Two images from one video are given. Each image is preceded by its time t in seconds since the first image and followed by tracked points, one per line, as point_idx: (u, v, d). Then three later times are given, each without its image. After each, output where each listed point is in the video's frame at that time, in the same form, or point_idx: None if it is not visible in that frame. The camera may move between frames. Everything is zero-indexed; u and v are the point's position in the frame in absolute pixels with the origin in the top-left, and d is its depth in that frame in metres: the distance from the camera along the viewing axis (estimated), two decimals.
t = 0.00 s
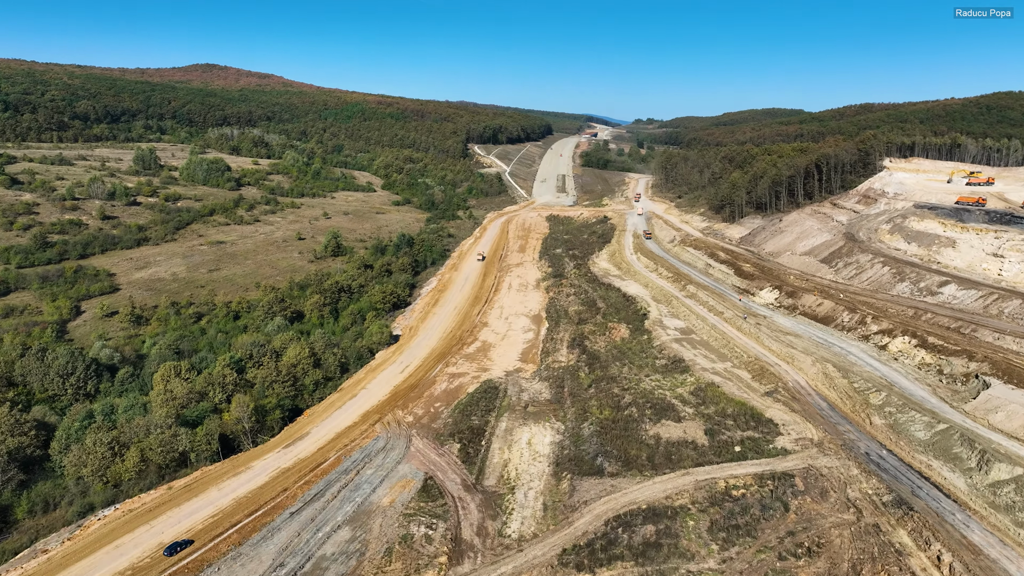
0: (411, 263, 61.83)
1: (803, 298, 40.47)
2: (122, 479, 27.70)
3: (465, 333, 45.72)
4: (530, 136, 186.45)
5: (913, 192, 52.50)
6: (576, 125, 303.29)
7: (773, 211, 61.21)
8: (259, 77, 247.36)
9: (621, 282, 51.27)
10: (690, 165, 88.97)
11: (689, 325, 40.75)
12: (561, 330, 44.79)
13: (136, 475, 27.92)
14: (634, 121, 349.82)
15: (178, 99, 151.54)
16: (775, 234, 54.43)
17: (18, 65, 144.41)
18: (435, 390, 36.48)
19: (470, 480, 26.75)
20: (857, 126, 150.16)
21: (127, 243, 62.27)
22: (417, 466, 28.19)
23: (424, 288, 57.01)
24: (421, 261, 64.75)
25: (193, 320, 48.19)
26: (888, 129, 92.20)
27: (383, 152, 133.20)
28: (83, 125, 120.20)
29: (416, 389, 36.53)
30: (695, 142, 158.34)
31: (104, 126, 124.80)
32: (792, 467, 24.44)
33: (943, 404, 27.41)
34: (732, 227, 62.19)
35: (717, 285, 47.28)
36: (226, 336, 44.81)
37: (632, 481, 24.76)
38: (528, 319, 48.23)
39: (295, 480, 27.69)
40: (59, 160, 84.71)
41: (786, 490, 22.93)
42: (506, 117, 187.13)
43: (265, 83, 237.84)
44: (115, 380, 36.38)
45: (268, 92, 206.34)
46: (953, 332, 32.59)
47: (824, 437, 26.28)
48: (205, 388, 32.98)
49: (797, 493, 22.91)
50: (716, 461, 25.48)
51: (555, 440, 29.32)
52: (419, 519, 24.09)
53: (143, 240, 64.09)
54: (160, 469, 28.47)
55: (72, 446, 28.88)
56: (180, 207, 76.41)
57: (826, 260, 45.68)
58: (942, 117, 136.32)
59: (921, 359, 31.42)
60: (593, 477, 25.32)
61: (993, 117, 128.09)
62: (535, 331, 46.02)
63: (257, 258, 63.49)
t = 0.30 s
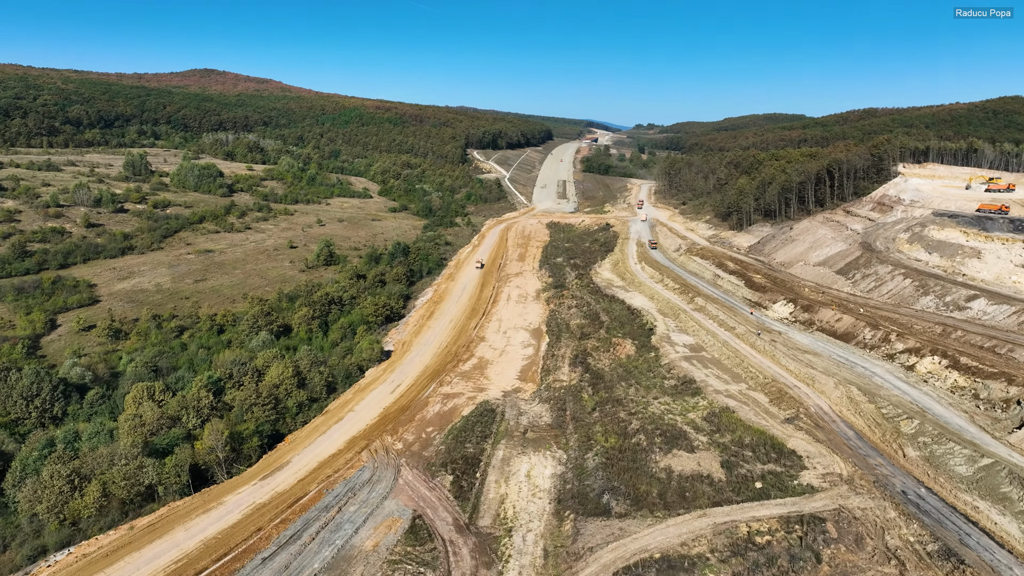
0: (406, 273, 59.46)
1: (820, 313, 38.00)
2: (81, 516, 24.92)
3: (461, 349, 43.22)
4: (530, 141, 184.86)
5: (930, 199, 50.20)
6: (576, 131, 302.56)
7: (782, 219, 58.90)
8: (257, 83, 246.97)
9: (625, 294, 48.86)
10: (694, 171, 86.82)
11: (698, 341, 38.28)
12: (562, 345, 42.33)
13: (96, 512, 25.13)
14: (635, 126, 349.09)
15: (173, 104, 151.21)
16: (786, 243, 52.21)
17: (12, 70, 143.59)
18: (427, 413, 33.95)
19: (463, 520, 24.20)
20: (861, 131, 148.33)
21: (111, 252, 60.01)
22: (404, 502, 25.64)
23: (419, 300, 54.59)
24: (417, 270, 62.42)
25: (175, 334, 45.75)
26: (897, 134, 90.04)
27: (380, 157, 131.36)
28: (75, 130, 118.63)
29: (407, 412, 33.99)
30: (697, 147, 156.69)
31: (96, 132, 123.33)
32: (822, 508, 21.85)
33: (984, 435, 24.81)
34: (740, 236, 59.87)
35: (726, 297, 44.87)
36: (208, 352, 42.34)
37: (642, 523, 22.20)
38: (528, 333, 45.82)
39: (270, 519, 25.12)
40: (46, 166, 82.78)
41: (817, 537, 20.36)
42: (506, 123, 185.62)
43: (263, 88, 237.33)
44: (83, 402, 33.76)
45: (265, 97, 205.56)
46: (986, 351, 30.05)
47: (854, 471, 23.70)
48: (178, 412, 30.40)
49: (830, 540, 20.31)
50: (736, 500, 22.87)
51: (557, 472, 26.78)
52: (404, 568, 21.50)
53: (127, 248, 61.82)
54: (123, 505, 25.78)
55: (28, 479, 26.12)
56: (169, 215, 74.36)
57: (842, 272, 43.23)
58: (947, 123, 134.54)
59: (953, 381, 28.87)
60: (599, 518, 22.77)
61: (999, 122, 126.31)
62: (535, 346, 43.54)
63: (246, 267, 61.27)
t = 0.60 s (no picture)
0: (400, 281, 57.11)
1: (839, 327, 35.53)
2: (30, 559, 21.89)
3: (455, 364, 40.74)
4: (530, 145, 183.07)
5: (949, 205, 47.85)
6: (577, 135, 301.12)
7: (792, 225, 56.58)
8: (255, 86, 245.86)
9: (630, 305, 46.46)
10: (699, 175, 84.58)
11: (709, 357, 35.77)
12: (563, 360, 39.88)
13: (48, 554, 22.20)
14: (635, 130, 347.73)
15: (168, 107, 149.63)
16: (798, 251, 49.90)
17: (5, 74, 142.37)
18: (417, 437, 31.41)
19: (453, 566, 21.60)
20: (866, 134, 146.39)
21: (92, 259, 57.68)
22: (388, 543, 23.03)
23: (413, 310, 52.19)
24: (412, 278, 60.07)
25: (154, 347, 43.29)
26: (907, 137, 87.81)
27: (378, 161, 129.37)
28: (65, 134, 116.89)
29: (395, 436, 31.43)
30: (699, 151, 154.71)
31: (88, 136, 121.67)
32: (859, 557, 19.24)
33: None
34: (748, 243, 57.52)
35: (737, 309, 42.43)
36: (187, 367, 39.80)
37: (655, 573, 19.61)
38: (527, 346, 43.38)
39: (238, 563, 22.52)
40: (32, 170, 80.75)
41: None
42: (506, 126, 183.89)
43: (261, 91, 236.18)
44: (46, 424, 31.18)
45: (262, 101, 204.39)
46: None
47: (892, 511, 21.04)
48: (146, 438, 27.87)
49: None
50: (760, 545, 20.20)
51: (558, 509, 24.22)
52: None
53: (111, 255, 59.52)
54: (77, 545, 22.94)
55: None
56: (157, 220, 72.19)
57: (859, 282, 40.76)
58: (954, 126, 132.52)
59: (992, 405, 26.24)
60: (605, 566, 20.17)
61: (1007, 125, 124.25)
62: (534, 362, 41.03)
63: (234, 276, 58.97)
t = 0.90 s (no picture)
0: (393, 288, 54.67)
1: (861, 340, 33.02)
2: None
3: (449, 378, 38.26)
4: (530, 147, 181.04)
5: (970, 208, 45.44)
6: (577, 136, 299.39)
7: (803, 230, 54.23)
8: (252, 87, 244.26)
9: (634, 314, 44.00)
10: (703, 177, 82.21)
11: (720, 373, 33.27)
12: (564, 375, 37.38)
13: None
14: (636, 132, 346.06)
15: (162, 108, 147.52)
16: (811, 258, 47.48)
17: None
18: (405, 462, 28.88)
19: None
20: (871, 136, 144.40)
21: (72, 264, 55.21)
22: None
23: (406, 318, 49.74)
24: (406, 284, 57.64)
25: (130, 359, 40.72)
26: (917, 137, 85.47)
27: (374, 162, 127.13)
28: (55, 135, 114.69)
29: (381, 462, 28.90)
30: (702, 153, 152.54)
31: (79, 137, 119.63)
32: None
33: None
34: (757, 248, 55.13)
35: (748, 320, 39.96)
36: (162, 381, 37.28)
37: None
38: (526, 359, 40.90)
39: None
40: (16, 171, 78.47)
41: None
42: (505, 127, 181.81)
43: (258, 92, 234.64)
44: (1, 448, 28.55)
45: (259, 102, 202.91)
46: None
47: (939, 559, 18.43)
48: (107, 465, 25.33)
49: None
50: None
51: (558, 551, 21.64)
52: None
53: (92, 260, 57.09)
54: None
55: None
56: (143, 223, 69.81)
57: (879, 291, 38.27)
58: (961, 126, 130.44)
59: None
60: None
61: (1016, 125, 121.97)
62: (533, 376, 38.54)
63: (220, 282, 56.53)
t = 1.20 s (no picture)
0: (386, 294, 52.24)
1: (886, 354, 30.57)
2: None
3: (442, 393, 35.78)
4: (530, 147, 178.96)
5: (994, 210, 42.97)
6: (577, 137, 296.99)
7: (815, 233, 51.84)
8: (249, 87, 242.39)
9: (639, 323, 41.56)
10: (708, 177, 79.83)
11: (733, 389, 30.80)
12: (564, 390, 34.97)
13: None
14: (636, 133, 344.39)
15: (156, 108, 145.39)
16: (825, 263, 45.08)
17: None
18: (391, 489, 26.39)
19: None
20: (876, 135, 142.08)
21: (49, 268, 52.81)
22: None
23: (399, 326, 47.34)
24: (399, 290, 55.27)
25: (102, 372, 38.23)
26: (928, 136, 83.04)
27: (371, 162, 125.06)
28: (44, 134, 112.47)
29: (365, 490, 26.42)
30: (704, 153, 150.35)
31: (69, 137, 117.46)
32: None
33: None
34: (767, 252, 52.71)
35: (761, 330, 37.51)
36: (135, 396, 34.82)
37: None
38: (524, 371, 38.49)
39: None
40: None
41: None
42: (505, 127, 179.69)
43: (255, 92, 232.86)
44: None
45: (255, 101, 201.02)
46: None
47: None
48: (59, 498, 22.83)
49: None
50: None
51: None
52: None
53: (71, 264, 54.71)
54: None
55: None
56: (128, 225, 67.44)
57: (901, 300, 35.77)
58: (969, 126, 128.09)
59: None
60: None
61: None
62: (531, 390, 36.07)
63: (205, 287, 54.12)
